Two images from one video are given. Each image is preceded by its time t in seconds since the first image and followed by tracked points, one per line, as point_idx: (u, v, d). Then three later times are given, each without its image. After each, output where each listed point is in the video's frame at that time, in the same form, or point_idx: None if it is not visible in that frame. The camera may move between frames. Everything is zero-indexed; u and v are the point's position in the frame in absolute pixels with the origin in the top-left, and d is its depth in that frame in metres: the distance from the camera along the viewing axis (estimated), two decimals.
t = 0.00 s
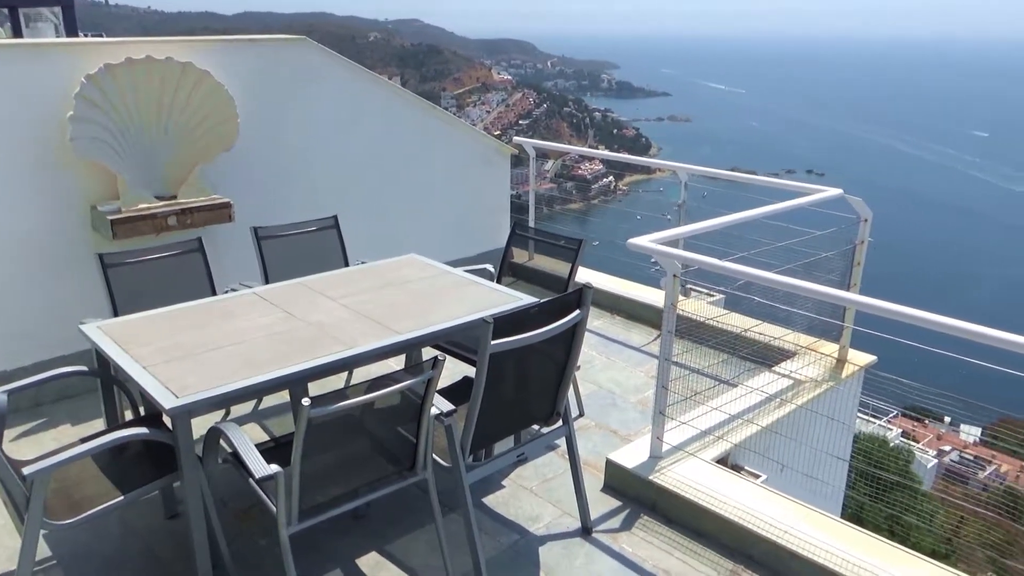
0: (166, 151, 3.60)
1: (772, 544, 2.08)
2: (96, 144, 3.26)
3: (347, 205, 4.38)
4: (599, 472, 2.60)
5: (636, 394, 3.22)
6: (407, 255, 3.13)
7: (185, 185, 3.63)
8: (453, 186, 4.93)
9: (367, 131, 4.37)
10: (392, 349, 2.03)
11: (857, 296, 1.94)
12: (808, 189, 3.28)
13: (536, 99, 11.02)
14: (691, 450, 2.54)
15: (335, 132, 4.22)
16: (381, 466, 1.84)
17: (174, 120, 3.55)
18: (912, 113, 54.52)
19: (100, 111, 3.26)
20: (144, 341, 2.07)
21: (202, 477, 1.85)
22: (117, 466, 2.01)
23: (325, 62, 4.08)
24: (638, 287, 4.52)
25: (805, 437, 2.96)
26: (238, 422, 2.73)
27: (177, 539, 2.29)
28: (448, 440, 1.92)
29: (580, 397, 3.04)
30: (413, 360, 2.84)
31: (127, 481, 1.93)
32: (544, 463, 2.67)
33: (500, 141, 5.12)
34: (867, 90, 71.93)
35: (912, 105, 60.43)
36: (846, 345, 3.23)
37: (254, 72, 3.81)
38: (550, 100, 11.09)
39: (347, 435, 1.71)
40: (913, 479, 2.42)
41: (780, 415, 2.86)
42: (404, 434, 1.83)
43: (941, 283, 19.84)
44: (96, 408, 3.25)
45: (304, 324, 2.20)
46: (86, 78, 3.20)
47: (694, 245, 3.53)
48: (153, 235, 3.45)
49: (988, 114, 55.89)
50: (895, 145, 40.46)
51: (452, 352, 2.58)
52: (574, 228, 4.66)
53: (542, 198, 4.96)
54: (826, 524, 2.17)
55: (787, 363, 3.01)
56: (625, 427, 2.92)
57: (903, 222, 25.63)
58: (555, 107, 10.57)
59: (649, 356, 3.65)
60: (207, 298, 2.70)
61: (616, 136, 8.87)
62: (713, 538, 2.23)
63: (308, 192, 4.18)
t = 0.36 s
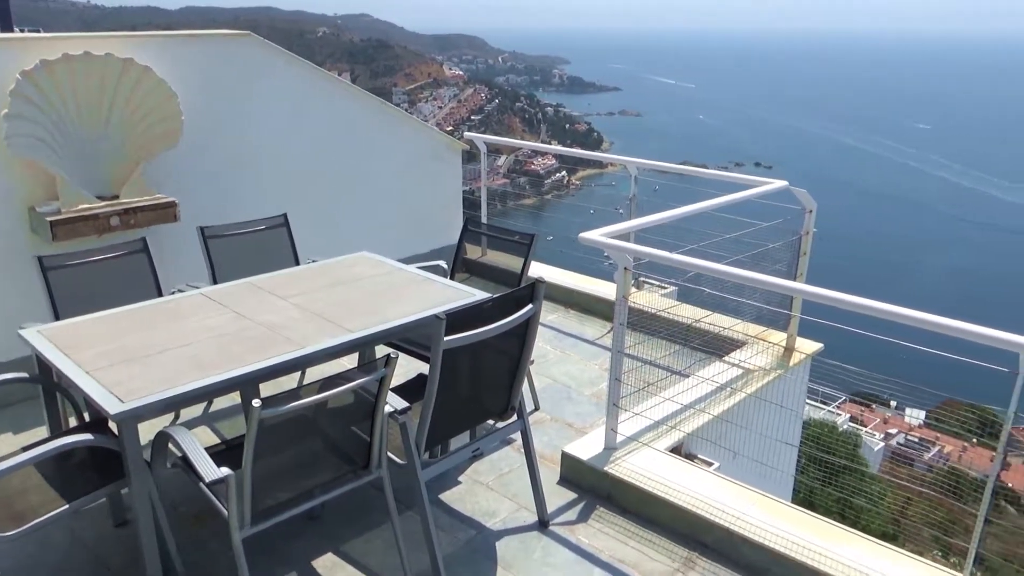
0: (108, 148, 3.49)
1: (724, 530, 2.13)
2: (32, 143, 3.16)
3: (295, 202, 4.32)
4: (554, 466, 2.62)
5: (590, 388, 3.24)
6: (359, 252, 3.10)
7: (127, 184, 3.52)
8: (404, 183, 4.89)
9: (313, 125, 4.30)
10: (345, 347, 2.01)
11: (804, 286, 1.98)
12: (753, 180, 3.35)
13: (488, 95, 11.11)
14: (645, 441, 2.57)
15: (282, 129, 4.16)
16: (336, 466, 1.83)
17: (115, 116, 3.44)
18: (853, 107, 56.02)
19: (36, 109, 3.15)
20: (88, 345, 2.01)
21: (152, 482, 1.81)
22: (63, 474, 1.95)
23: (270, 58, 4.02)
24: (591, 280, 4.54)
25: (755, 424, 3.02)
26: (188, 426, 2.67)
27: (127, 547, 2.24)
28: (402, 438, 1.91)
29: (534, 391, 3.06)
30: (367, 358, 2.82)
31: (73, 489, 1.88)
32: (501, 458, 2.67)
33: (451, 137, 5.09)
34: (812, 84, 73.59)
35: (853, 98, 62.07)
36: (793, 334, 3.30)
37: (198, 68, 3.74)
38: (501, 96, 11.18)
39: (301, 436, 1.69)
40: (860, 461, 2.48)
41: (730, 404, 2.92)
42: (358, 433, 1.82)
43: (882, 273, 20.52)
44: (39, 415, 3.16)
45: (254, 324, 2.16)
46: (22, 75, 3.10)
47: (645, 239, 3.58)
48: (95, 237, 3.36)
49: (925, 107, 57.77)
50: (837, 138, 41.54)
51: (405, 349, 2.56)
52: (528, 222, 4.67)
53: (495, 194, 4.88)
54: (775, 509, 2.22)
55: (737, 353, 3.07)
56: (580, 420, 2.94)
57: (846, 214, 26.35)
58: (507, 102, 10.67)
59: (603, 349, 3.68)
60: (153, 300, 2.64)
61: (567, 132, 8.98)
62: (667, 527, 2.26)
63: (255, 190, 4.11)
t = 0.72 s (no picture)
0: (41, 148, 3.36)
1: (675, 518, 2.16)
2: None
3: (240, 203, 4.24)
4: (507, 462, 2.62)
5: (542, 383, 3.26)
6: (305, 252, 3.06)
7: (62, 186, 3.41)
8: (349, 182, 4.84)
9: (255, 125, 4.22)
10: (293, 348, 1.98)
11: (750, 277, 2.01)
12: (697, 173, 3.40)
13: (435, 93, 11.11)
14: (596, 435, 2.59)
15: (224, 127, 4.07)
16: (285, 470, 1.80)
17: (48, 115, 3.34)
18: (794, 101, 57.33)
19: None
20: (21, 355, 1.94)
21: (92, 493, 1.75)
22: None
23: (210, 55, 3.94)
24: (541, 276, 4.54)
25: (704, 414, 3.07)
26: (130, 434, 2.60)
27: (68, 561, 2.17)
28: (353, 439, 1.88)
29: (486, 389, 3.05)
30: (316, 359, 2.77)
31: (7, 504, 1.81)
32: (454, 456, 2.67)
33: (397, 135, 5.06)
34: (754, 80, 75.06)
35: (794, 93, 63.63)
36: (739, 325, 3.37)
37: (134, 65, 3.64)
38: (449, 94, 11.19)
39: (248, 441, 1.65)
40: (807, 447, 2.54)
41: (678, 396, 2.95)
42: (308, 435, 1.79)
43: (823, 265, 21.14)
44: None
45: (198, 328, 2.11)
46: None
47: (593, 234, 3.61)
48: (29, 243, 3.26)
49: (862, 101, 59.54)
50: (779, 132, 42.54)
51: (353, 349, 2.53)
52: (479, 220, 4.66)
53: (444, 190, 4.84)
54: (724, 497, 2.27)
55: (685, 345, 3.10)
56: (532, 415, 2.96)
57: (789, 208, 26.97)
58: (455, 99, 10.71)
59: (554, 344, 3.69)
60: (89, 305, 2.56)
61: (515, 129, 9.04)
62: (619, 519, 2.28)
63: (198, 191, 4.02)
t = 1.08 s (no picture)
0: None
1: (626, 510, 2.18)
2: None
3: (180, 204, 4.13)
4: (459, 461, 2.61)
5: (493, 380, 3.26)
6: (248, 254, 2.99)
7: None
8: (293, 182, 4.76)
9: (190, 124, 4.11)
10: (238, 353, 1.94)
11: (694, 271, 2.04)
12: (641, 168, 3.43)
13: (379, 91, 11.08)
14: (548, 430, 2.60)
15: (161, 127, 3.97)
16: (232, 477, 1.76)
17: None
18: (734, 97, 58.53)
19: None
20: None
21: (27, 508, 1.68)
22: None
23: (143, 53, 3.85)
24: (488, 273, 4.54)
25: (653, 407, 3.11)
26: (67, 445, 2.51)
27: None
28: (301, 443, 1.85)
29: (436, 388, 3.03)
30: (261, 362, 2.72)
31: None
32: (406, 457, 2.65)
33: (341, 134, 5.00)
34: (695, 76, 76.35)
35: (734, 89, 64.97)
36: (686, 317, 3.41)
37: (62, 64, 3.53)
38: (393, 92, 11.17)
39: (192, 448, 1.61)
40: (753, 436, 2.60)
41: (629, 389, 2.97)
42: (254, 441, 1.75)
43: (763, 258, 21.69)
44: None
45: (136, 334, 2.05)
46: None
47: (540, 230, 3.62)
48: None
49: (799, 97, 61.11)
50: (720, 127, 43.38)
51: (300, 351, 2.49)
52: (427, 219, 4.64)
53: (391, 189, 4.80)
54: (674, 487, 2.30)
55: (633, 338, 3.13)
56: (483, 413, 2.95)
57: (729, 202, 27.57)
58: (400, 97, 10.71)
59: (502, 341, 3.70)
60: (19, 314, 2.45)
61: (460, 127, 9.07)
62: (572, 514, 2.29)
63: (135, 193, 3.90)
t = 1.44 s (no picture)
0: None
1: (576, 505, 2.20)
2: None
3: (116, 208, 4.02)
4: (410, 461, 2.60)
5: (443, 380, 3.25)
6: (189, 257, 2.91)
7: None
8: (234, 183, 4.67)
9: (126, 125, 3.99)
10: (180, 358, 1.89)
11: (639, 265, 2.06)
12: (585, 166, 3.45)
13: (322, 89, 10.99)
14: (498, 428, 2.60)
15: (95, 128, 3.85)
16: (177, 485, 1.72)
17: None
18: (676, 93, 59.43)
19: None
20: None
21: None
22: None
23: (74, 52, 3.72)
24: (436, 272, 4.51)
25: (602, 401, 3.13)
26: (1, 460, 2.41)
27: None
28: (248, 449, 1.82)
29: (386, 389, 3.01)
30: (204, 368, 2.66)
31: None
32: (356, 459, 2.62)
33: (283, 133, 4.92)
34: (637, 72, 77.28)
35: (676, 85, 65.97)
36: (633, 312, 3.44)
37: None
38: (336, 90, 11.09)
39: (133, 459, 1.56)
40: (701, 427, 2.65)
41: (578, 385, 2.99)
42: (199, 449, 1.71)
43: (705, 255, 22.14)
44: None
45: (71, 343, 1.98)
46: None
47: (486, 229, 3.63)
48: None
49: (739, 93, 62.40)
50: (663, 123, 44.01)
51: (244, 356, 2.44)
52: (373, 218, 4.59)
53: (335, 190, 4.74)
54: (625, 479, 2.33)
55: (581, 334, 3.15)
56: (433, 413, 2.94)
57: (673, 199, 28.03)
58: (343, 96, 10.63)
59: (452, 340, 3.69)
60: None
61: (405, 126, 9.06)
62: (525, 510, 2.30)
63: (69, 197, 3.78)
